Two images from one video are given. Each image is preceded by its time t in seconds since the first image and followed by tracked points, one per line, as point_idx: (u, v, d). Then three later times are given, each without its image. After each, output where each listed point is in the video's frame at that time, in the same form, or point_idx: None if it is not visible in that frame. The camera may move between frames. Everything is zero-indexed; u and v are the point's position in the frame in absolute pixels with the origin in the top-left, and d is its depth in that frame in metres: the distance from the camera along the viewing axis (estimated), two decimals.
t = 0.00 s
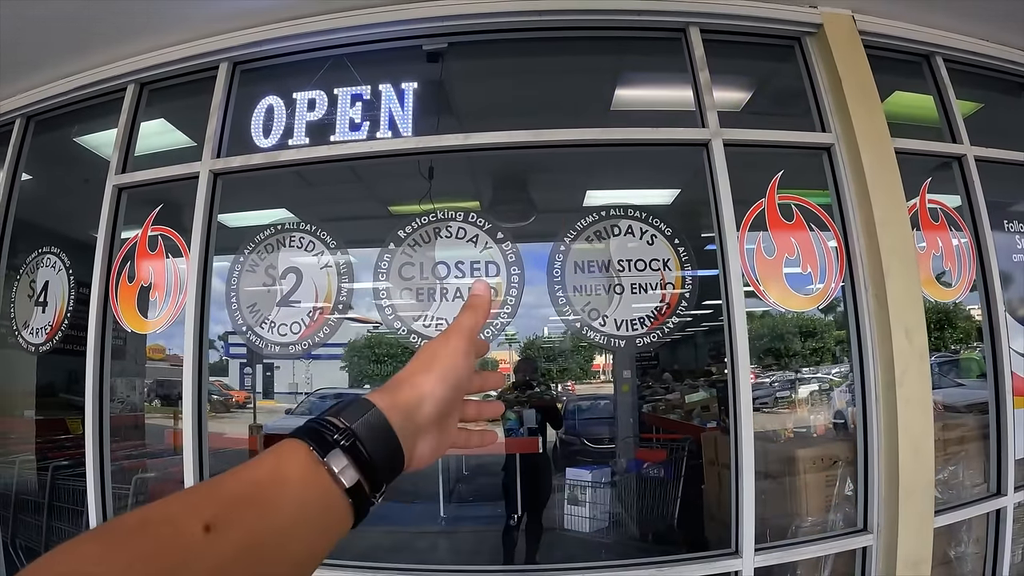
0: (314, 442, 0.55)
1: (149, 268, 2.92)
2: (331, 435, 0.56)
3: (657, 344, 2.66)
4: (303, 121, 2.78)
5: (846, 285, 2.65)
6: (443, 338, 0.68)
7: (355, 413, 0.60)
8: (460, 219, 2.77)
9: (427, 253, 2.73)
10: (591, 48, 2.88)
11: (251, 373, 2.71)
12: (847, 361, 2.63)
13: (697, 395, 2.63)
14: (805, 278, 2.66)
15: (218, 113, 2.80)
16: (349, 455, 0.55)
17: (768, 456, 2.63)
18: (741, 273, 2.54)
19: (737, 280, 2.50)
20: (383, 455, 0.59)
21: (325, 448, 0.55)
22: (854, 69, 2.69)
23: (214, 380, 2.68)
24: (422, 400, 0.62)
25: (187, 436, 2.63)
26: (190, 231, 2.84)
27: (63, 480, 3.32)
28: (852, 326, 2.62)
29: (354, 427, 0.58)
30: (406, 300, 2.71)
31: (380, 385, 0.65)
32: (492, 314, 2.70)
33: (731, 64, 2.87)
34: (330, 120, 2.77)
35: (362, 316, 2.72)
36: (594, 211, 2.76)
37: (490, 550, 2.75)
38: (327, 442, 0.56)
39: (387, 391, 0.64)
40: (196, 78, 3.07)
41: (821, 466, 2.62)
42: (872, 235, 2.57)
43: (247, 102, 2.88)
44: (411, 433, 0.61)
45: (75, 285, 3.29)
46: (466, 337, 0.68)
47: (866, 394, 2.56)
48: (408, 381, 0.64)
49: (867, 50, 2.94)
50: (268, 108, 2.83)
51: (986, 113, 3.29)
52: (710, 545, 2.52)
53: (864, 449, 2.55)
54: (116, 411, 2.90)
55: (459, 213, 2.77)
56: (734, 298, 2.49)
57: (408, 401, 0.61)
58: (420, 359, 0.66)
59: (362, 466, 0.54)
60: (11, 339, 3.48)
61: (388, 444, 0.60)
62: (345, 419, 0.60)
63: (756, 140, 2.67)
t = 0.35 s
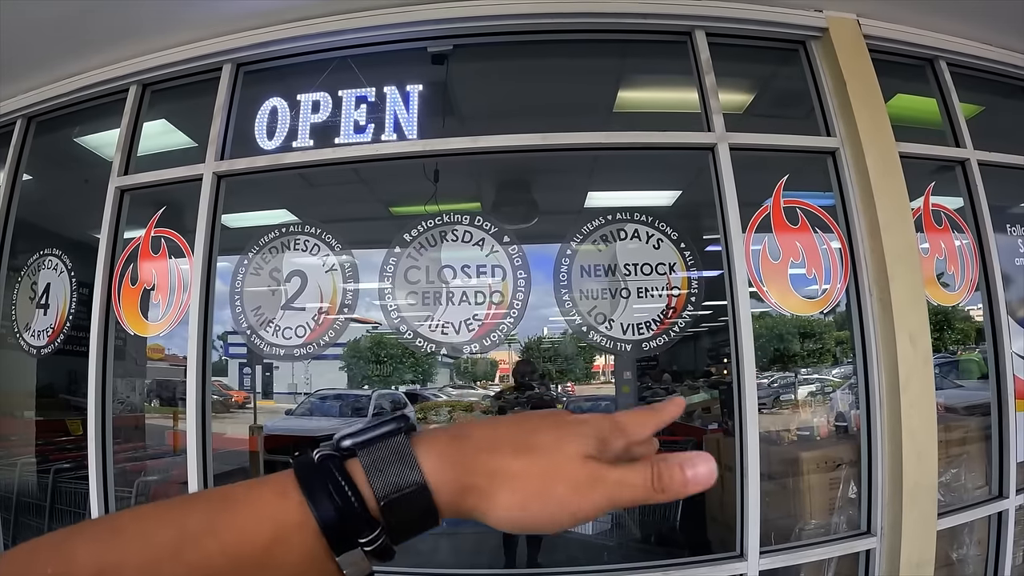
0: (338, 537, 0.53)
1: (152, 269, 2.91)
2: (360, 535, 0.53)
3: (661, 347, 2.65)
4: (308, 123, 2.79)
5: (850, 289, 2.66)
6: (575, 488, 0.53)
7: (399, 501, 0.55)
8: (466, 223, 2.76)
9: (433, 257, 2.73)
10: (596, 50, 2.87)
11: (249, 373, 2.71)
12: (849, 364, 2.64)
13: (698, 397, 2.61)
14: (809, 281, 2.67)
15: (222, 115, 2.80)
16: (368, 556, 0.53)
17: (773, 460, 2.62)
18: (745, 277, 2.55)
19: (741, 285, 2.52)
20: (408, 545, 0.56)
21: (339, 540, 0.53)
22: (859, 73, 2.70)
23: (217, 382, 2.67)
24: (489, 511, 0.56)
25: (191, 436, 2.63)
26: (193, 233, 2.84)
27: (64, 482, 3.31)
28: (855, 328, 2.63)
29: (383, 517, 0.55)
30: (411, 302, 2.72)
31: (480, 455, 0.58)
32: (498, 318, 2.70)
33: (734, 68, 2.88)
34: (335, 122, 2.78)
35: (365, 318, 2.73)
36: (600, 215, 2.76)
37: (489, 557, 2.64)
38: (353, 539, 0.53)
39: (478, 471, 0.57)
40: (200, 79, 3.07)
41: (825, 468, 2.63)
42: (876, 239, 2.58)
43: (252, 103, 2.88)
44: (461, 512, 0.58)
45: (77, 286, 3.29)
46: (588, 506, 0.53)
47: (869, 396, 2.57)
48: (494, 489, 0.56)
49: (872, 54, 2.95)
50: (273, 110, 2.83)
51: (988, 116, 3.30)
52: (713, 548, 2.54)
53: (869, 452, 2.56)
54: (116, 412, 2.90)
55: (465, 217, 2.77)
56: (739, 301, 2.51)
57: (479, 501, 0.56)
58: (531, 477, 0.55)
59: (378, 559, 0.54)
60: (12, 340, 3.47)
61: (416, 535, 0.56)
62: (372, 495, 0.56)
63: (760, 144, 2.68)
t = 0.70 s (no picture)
0: None
1: (153, 269, 2.91)
2: None
3: (663, 346, 2.65)
4: (310, 122, 2.79)
5: (851, 288, 2.66)
6: (685, 573, 0.39)
7: (472, 552, 0.46)
8: (469, 222, 2.75)
9: (436, 256, 2.73)
10: (597, 50, 2.88)
11: (248, 373, 2.69)
12: (850, 363, 2.66)
13: (698, 397, 2.70)
14: (812, 280, 2.69)
15: (223, 113, 2.79)
16: None
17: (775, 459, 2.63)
18: (748, 275, 2.56)
19: (744, 283, 2.51)
20: None
21: None
22: (859, 73, 2.71)
23: (218, 382, 2.64)
24: None
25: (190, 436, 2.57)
26: (194, 232, 2.82)
27: (65, 482, 3.30)
28: (856, 328, 2.64)
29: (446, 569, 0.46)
30: (413, 301, 2.72)
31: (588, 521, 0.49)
32: (500, 317, 2.69)
33: (736, 68, 2.89)
34: (337, 121, 2.77)
35: (368, 317, 2.74)
36: (602, 214, 2.76)
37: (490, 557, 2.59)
38: None
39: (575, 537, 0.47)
40: (201, 78, 3.06)
41: (825, 467, 2.64)
42: (876, 238, 2.60)
43: (254, 103, 2.88)
44: None
45: (77, 285, 3.28)
46: None
47: (870, 395, 2.58)
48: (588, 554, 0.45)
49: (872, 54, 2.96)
50: (275, 109, 2.83)
51: (987, 116, 3.32)
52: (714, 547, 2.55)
53: (870, 450, 2.58)
54: (118, 411, 2.90)
55: (468, 216, 2.76)
56: (742, 300, 2.49)
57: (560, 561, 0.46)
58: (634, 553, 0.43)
59: None
60: (11, 339, 3.46)
61: None
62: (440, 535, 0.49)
63: (762, 144, 2.69)
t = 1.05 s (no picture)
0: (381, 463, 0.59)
1: (151, 269, 2.90)
2: (393, 447, 0.60)
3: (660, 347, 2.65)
4: (308, 122, 2.79)
5: (848, 288, 2.68)
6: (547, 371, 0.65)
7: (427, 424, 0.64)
8: (467, 222, 2.76)
9: (434, 256, 2.74)
10: (595, 50, 2.88)
11: (245, 374, 2.69)
12: (847, 364, 2.66)
13: (697, 398, 2.61)
14: (809, 281, 2.68)
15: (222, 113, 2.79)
16: (405, 469, 0.60)
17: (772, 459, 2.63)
18: (745, 276, 2.56)
19: (739, 283, 2.54)
20: (437, 462, 0.64)
21: (382, 458, 0.59)
22: (857, 74, 2.72)
23: (217, 383, 2.67)
24: (486, 430, 0.65)
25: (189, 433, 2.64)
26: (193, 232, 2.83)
27: (62, 482, 3.30)
28: (852, 328, 2.65)
29: (413, 439, 0.62)
30: (411, 301, 2.72)
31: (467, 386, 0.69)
32: (498, 318, 2.69)
33: (734, 68, 2.90)
34: (335, 121, 2.78)
35: (364, 318, 2.72)
36: (599, 214, 2.77)
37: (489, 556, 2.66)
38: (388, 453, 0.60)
39: (467, 404, 0.66)
40: (199, 78, 3.06)
41: (823, 467, 2.65)
42: (874, 239, 2.60)
43: (253, 102, 2.88)
44: (469, 448, 0.66)
45: (75, 285, 3.27)
46: (559, 387, 0.64)
47: (868, 395, 2.59)
48: (486, 406, 0.66)
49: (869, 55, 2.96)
50: (273, 109, 2.83)
51: (985, 117, 3.32)
52: (712, 546, 2.55)
53: (867, 450, 2.58)
54: (115, 412, 2.89)
55: (465, 216, 2.77)
56: (737, 299, 2.53)
57: (475, 424, 0.65)
58: (510, 388, 0.66)
59: (414, 480, 0.61)
60: (10, 339, 3.46)
61: (445, 453, 0.64)
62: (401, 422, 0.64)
63: (759, 144, 2.70)
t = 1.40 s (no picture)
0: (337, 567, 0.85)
1: (150, 268, 2.91)
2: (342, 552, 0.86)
3: (657, 345, 2.65)
4: (305, 121, 2.79)
5: (845, 286, 2.68)
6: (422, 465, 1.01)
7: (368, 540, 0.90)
8: (463, 220, 2.76)
9: (431, 254, 2.73)
10: (593, 49, 2.88)
11: (244, 373, 2.70)
12: (845, 363, 2.66)
13: (696, 398, 2.66)
14: (806, 279, 2.69)
15: (219, 112, 2.80)
16: (353, 570, 0.85)
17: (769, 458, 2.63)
18: (742, 274, 2.57)
19: (737, 280, 2.53)
20: (382, 567, 0.86)
21: (336, 564, 0.85)
22: (854, 72, 2.72)
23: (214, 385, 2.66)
24: (401, 524, 0.93)
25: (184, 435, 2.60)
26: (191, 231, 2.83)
27: (61, 480, 3.30)
28: (850, 326, 2.65)
29: (355, 546, 0.87)
30: (408, 299, 2.72)
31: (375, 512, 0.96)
32: (494, 315, 2.70)
33: (731, 67, 2.90)
34: (332, 120, 2.78)
35: (361, 316, 2.72)
36: (595, 213, 2.78)
37: (488, 555, 2.68)
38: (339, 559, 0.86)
39: (379, 521, 0.93)
40: (198, 77, 3.07)
41: (820, 465, 2.65)
42: (870, 237, 2.61)
43: (250, 101, 2.88)
44: (404, 552, 0.91)
45: (74, 285, 3.28)
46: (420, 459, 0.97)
47: (865, 394, 2.59)
48: (394, 509, 0.95)
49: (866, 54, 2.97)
50: (271, 108, 2.84)
51: (983, 116, 3.32)
52: (709, 545, 2.53)
53: (864, 448, 2.58)
54: (114, 411, 2.90)
55: (462, 214, 2.76)
56: (735, 296, 2.52)
57: (394, 526, 0.93)
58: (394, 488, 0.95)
59: None
60: (10, 339, 3.47)
61: (386, 558, 0.87)
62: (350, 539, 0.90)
63: (756, 142, 2.69)
